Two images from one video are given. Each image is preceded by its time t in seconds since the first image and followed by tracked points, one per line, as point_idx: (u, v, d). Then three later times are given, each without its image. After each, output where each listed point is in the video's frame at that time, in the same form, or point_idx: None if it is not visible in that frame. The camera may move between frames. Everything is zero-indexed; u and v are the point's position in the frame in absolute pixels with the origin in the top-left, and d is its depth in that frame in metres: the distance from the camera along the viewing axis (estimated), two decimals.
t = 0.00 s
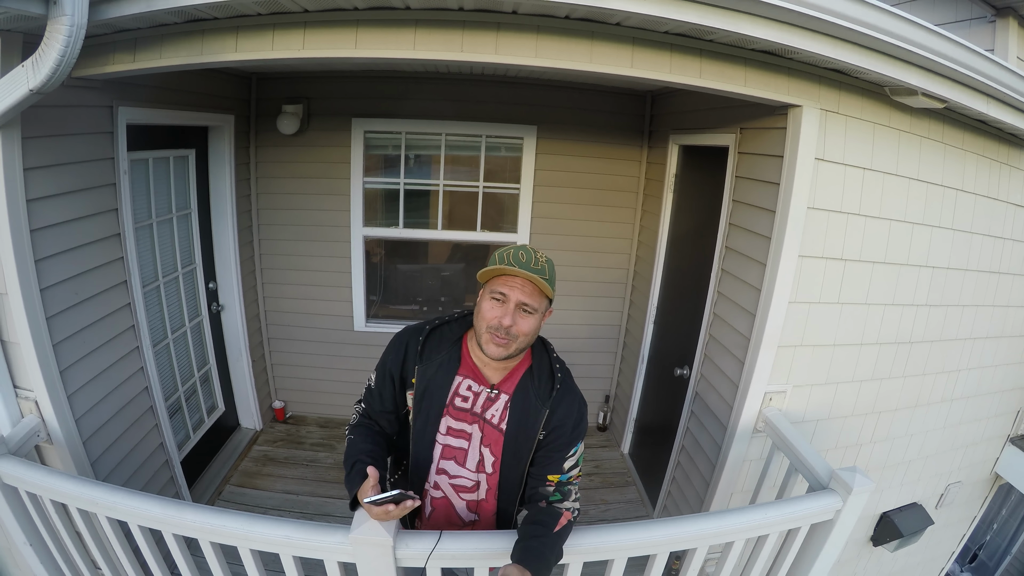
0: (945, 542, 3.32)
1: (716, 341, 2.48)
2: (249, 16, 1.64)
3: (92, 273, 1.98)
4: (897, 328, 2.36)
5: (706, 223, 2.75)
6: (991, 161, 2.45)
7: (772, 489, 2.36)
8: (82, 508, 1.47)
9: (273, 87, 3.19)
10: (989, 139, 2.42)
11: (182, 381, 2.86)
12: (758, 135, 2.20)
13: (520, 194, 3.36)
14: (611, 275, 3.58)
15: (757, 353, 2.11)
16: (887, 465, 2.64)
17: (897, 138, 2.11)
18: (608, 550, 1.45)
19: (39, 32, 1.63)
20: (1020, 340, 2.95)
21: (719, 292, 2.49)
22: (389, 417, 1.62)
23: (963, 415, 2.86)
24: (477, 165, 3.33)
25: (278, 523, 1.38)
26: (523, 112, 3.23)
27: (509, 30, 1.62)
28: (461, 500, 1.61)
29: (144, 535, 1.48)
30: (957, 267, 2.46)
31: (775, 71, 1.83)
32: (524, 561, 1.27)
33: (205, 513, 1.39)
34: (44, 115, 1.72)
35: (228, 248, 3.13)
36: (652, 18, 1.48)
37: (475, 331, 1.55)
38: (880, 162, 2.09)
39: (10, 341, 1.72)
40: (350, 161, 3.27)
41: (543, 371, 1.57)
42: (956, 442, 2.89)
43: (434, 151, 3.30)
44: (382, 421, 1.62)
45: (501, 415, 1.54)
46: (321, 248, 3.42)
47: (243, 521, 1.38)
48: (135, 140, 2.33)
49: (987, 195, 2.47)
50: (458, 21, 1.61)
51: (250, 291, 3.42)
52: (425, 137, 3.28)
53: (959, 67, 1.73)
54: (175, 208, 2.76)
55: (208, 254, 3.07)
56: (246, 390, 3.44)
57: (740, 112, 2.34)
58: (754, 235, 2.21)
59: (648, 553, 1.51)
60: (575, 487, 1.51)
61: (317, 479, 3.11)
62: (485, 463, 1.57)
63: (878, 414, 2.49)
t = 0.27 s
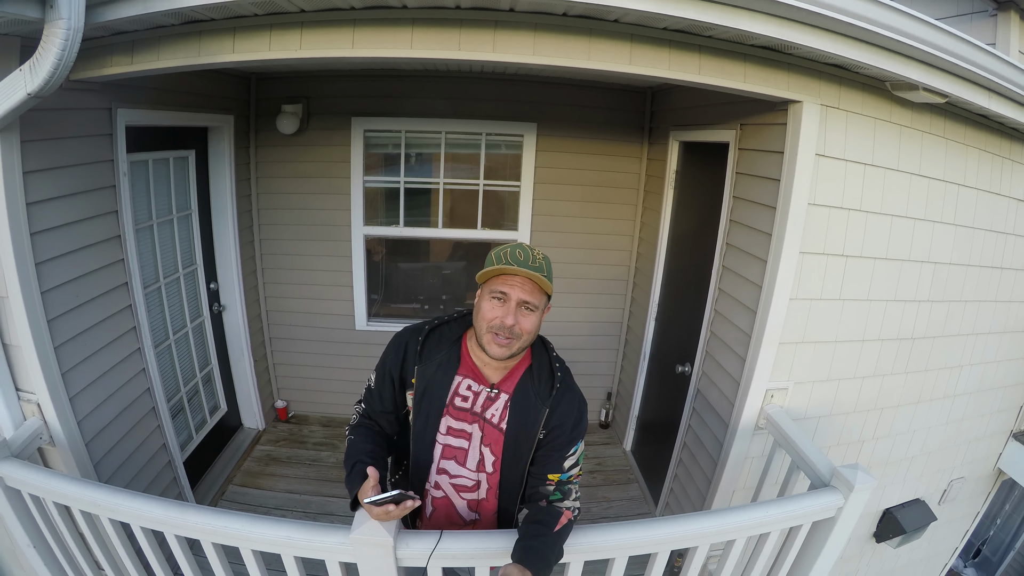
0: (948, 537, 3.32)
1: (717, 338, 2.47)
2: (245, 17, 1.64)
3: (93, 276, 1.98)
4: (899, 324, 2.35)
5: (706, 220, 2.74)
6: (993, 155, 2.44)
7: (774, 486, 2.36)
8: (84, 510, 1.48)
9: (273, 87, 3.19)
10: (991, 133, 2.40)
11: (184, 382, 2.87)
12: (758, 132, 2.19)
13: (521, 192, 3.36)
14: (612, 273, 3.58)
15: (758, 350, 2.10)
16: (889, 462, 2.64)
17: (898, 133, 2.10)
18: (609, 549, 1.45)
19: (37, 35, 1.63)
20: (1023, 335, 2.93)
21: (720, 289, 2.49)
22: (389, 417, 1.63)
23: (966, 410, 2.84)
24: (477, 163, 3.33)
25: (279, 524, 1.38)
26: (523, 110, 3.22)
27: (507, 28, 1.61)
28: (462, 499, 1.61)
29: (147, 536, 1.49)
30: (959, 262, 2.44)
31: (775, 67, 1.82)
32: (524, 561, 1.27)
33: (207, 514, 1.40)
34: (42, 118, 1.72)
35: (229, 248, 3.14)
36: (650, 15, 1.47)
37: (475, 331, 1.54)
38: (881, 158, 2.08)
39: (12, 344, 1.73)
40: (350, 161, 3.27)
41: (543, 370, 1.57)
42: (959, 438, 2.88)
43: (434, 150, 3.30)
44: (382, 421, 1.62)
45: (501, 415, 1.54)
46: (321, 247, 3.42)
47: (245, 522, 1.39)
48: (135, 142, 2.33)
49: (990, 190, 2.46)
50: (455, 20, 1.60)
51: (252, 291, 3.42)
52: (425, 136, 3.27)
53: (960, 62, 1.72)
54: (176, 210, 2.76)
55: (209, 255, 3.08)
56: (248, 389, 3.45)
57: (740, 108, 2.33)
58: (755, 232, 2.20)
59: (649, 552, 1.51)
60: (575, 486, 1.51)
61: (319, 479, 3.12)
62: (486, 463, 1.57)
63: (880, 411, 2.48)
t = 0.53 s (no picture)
0: (950, 542, 3.30)
1: (718, 341, 2.47)
2: (248, 19, 1.65)
3: (95, 276, 1.99)
4: (900, 327, 2.35)
5: (707, 222, 2.75)
6: (993, 159, 2.44)
7: (775, 489, 2.35)
8: (84, 509, 1.48)
9: (275, 89, 3.20)
10: (991, 137, 2.40)
11: (185, 383, 2.87)
12: (759, 134, 2.20)
13: (522, 195, 3.36)
14: (613, 275, 3.58)
15: (759, 353, 2.10)
16: (890, 465, 2.63)
17: (898, 136, 2.10)
18: (609, 551, 1.45)
19: (41, 37, 1.64)
20: None
21: (721, 292, 2.49)
22: (389, 418, 1.63)
23: (967, 414, 2.84)
24: (479, 166, 3.34)
25: (279, 524, 1.38)
26: (524, 113, 3.23)
27: (508, 31, 1.62)
28: (461, 500, 1.60)
29: (147, 536, 1.49)
30: (960, 266, 2.44)
31: (775, 70, 1.83)
32: (524, 562, 1.27)
33: (207, 514, 1.40)
34: (46, 119, 1.73)
35: (230, 250, 3.15)
36: (651, 18, 1.48)
37: (477, 332, 1.53)
38: (882, 161, 2.08)
39: (14, 344, 1.74)
40: (352, 163, 3.28)
41: (544, 371, 1.57)
42: (960, 441, 2.87)
43: (435, 153, 3.31)
44: (383, 421, 1.62)
45: (501, 415, 1.54)
46: (323, 249, 3.43)
47: (245, 522, 1.39)
48: (137, 143, 2.34)
49: (990, 193, 2.46)
50: (457, 23, 1.61)
51: (253, 293, 3.43)
52: (427, 138, 3.28)
53: (960, 65, 1.72)
54: (178, 211, 2.77)
55: (210, 257, 3.09)
56: (249, 391, 3.45)
57: (741, 111, 2.33)
58: (756, 235, 2.20)
59: (649, 554, 1.51)
60: (575, 487, 1.51)
61: (319, 480, 3.12)
62: (486, 464, 1.57)
63: (881, 414, 2.47)
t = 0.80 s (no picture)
0: (950, 538, 3.30)
1: (718, 339, 2.47)
2: (247, 18, 1.65)
3: (95, 276, 1.99)
4: (900, 324, 2.34)
5: (707, 220, 2.74)
6: (995, 155, 2.43)
7: (776, 486, 2.35)
8: (86, 509, 1.49)
9: (274, 88, 3.20)
10: (993, 133, 2.39)
11: (186, 382, 2.88)
12: (759, 132, 2.19)
13: (522, 193, 3.36)
14: (613, 273, 3.57)
15: (759, 351, 2.10)
16: (891, 463, 2.63)
17: (899, 133, 2.09)
18: (608, 549, 1.45)
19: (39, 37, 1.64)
20: None
21: (721, 289, 2.48)
22: (389, 416, 1.63)
23: (968, 410, 2.83)
24: (479, 164, 3.33)
25: (280, 524, 1.39)
26: (524, 110, 3.22)
27: (507, 29, 1.61)
28: (462, 499, 1.61)
29: (148, 535, 1.50)
30: (962, 262, 2.44)
31: (776, 67, 1.82)
32: (524, 561, 1.27)
33: (208, 514, 1.40)
34: (44, 120, 1.73)
35: (230, 249, 3.15)
36: (650, 15, 1.47)
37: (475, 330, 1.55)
38: (883, 158, 2.07)
39: (15, 345, 1.74)
40: (351, 161, 3.28)
41: (544, 370, 1.57)
42: (961, 438, 2.87)
43: (435, 151, 3.30)
44: (383, 420, 1.63)
45: (502, 414, 1.54)
46: (323, 248, 3.43)
47: (245, 522, 1.39)
48: (136, 143, 2.34)
49: (992, 190, 2.45)
50: (455, 21, 1.61)
51: (254, 292, 3.43)
52: (426, 136, 3.28)
53: (961, 61, 1.71)
54: (178, 210, 2.77)
55: (211, 256, 3.09)
56: (250, 389, 3.46)
57: (741, 108, 2.33)
58: (756, 232, 2.19)
59: (649, 552, 1.51)
60: (576, 486, 1.51)
61: (321, 479, 3.13)
62: (486, 463, 1.57)
63: (881, 411, 2.47)
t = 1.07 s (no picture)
0: (952, 539, 3.30)
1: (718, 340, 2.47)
2: (247, 21, 1.66)
3: (95, 278, 1.99)
4: (900, 324, 2.35)
5: (706, 221, 2.75)
6: (993, 156, 2.44)
7: (776, 487, 2.35)
8: (86, 511, 1.48)
9: (275, 91, 3.21)
10: (990, 133, 2.40)
11: (186, 385, 2.88)
12: (757, 133, 2.20)
13: (522, 195, 3.37)
14: (613, 275, 3.58)
15: (759, 351, 2.10)
16: (891, 463, 2.63)
17: (897, 134, 2.10)
18: (609, 549, 1.45)
19: (40, 40, 1.65)
20: None
21: (721, 290, 2.49)
22: (389, 417, 1.63)
23: (968, 411, 2.83)
24: (478, 167, 3.34)
25: (279, 525, 1.38)
26: (523, 113, 3.23)
27: (506, 31, 1.62)
28: (462, 500, 1.61)
29: (148, 537, 1.49)
30: (960, 263, 2.44)
31: (774, 68, 1.83)
32: (524, 561, 1.27)
33: (208, 515, 1.40)
34: (44, 122, 1.73)
35: (230, 251, 3.15)
36: (648, 17, 1.48)
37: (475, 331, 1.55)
38: (881, 158, 2.08)
39: (15, 347, 1.74)
40: (351, 164, 3.28)
41: (544, 370, 1.58)
42: (961, 438, 2.87)
43: (435, 153, 3.31)
44: (383, 421, 1.63)
45: (502, 415, 1.54)
46: (323, 250, 3.44)
47: (245, 523, 1.39)
48: (137, 146, 2.34)
49: (990, 190, 2.46)
50: (455, 23, 1.61)
51: (254, 294, 3.43)
52: (426, 139, 3.29)
53: (959, 61, 1.72)
54: (178, 213, 2.77)
55: (211, 258, 3.10)
56: (250, 392, 3.46)
57: (739, 109, 2.33)
58: (755, 233, 2.20)
59: (649, 553, 1.51)
60: (576, 487, 1.51)
61: (321, 481, 3.12)
62: (486, 463, 1.57)
63: (881, 411, 2.47)
